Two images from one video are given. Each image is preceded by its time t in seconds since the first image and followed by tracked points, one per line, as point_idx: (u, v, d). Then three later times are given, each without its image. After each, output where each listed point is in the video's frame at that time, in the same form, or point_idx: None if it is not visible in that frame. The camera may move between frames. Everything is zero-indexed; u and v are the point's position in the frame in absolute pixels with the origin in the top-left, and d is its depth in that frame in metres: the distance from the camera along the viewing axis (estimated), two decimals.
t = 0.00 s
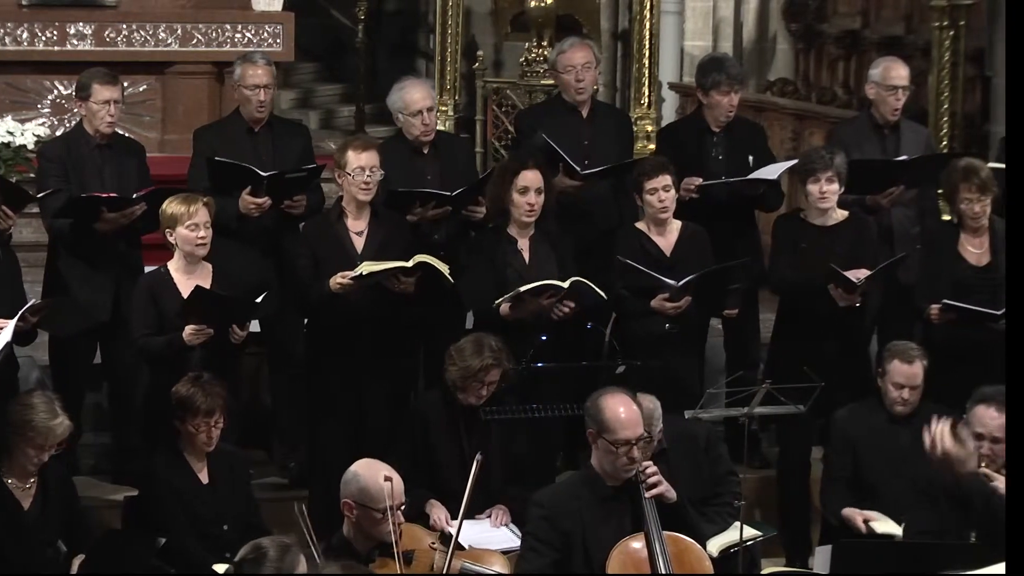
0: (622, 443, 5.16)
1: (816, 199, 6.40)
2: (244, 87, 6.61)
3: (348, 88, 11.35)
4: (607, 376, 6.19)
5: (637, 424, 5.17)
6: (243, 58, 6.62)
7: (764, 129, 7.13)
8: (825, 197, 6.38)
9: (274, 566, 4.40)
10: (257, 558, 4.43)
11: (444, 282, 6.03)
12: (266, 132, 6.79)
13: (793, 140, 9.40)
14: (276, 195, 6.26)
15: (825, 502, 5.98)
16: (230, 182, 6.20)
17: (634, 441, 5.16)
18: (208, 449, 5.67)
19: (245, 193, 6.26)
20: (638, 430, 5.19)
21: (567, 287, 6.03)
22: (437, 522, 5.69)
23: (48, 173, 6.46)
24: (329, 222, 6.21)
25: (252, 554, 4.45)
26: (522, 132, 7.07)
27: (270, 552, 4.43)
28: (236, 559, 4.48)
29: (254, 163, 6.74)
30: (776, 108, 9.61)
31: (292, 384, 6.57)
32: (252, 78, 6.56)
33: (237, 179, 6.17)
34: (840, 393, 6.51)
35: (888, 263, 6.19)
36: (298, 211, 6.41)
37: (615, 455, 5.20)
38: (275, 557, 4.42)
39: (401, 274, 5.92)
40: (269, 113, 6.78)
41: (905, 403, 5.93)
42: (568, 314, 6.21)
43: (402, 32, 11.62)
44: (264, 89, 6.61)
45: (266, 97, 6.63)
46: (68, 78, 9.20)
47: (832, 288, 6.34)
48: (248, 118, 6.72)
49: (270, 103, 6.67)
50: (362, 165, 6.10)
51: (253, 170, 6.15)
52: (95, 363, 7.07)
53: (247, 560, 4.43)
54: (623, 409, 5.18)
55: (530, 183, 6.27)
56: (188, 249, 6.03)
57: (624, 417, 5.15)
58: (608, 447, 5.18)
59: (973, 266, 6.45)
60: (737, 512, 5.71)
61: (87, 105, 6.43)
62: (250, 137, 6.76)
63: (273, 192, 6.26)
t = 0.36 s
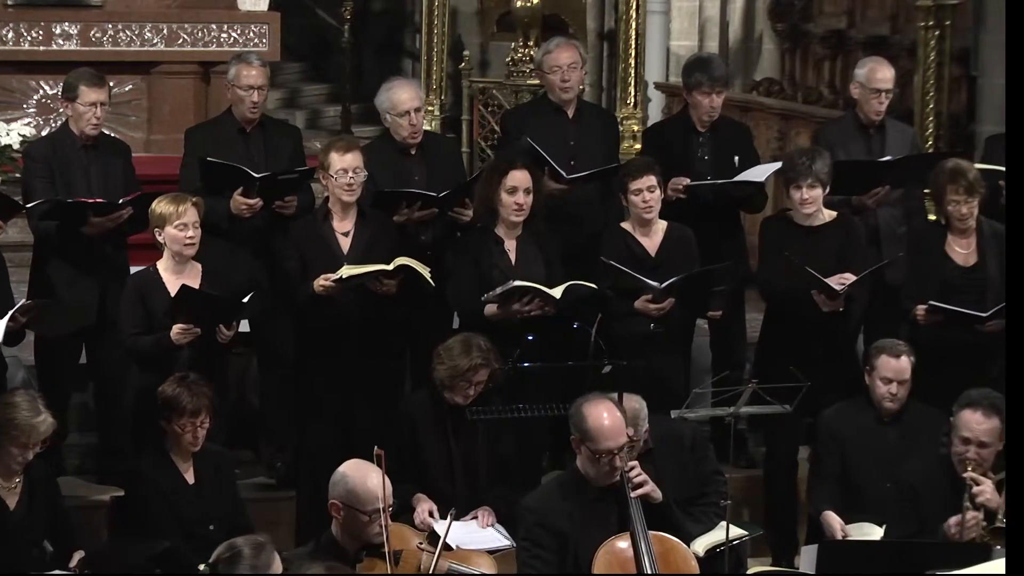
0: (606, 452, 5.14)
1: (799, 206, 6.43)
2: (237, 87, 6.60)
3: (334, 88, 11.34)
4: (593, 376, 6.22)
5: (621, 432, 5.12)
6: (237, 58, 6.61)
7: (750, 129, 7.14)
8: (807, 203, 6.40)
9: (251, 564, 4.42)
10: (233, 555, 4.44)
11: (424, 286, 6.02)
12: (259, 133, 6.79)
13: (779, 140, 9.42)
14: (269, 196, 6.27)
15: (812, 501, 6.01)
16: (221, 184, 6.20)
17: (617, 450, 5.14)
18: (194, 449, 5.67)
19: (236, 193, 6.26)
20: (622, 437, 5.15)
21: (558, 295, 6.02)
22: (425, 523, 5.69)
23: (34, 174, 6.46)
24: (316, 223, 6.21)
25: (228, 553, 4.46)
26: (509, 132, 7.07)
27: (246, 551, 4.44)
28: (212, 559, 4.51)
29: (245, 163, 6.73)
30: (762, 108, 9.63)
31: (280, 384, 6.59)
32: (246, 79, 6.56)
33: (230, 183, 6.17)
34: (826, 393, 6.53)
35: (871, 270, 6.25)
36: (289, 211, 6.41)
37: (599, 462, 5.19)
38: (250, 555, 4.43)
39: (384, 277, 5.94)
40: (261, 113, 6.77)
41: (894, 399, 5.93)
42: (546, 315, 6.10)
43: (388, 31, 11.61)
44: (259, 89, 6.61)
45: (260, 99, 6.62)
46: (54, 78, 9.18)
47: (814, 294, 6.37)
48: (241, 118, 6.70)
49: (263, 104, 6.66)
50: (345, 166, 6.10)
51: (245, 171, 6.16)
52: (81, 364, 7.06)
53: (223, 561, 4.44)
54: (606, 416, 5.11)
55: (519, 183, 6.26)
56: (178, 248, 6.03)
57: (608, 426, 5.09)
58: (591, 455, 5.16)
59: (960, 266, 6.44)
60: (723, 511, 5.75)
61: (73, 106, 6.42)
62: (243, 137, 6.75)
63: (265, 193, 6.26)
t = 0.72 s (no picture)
0: (584, 445, 5.16)
1: (780, 213, 6.44)
2: (223, 86, 6.61)
3: (316, 88, 11.34)
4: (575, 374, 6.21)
5: (598, 424, 5.15)
6: (224, 58, 6.62)
7: (730, 129, 7.16)
8: (787, 211, 6.40)
9: (238, 566, 4.41)
10: (219, 556, 4.44)
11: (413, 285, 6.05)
12: (243, 133, 6.78)
13: (760, 140, 9.45)
14: (256, 195, 6.29)
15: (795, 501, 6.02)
16: (207, 183, 6.22)
17: (594, 444, 5.16)
18: (176, 450, 5.67)
19: (222, 194, 6.28)
20: (600, 430, 5.17)
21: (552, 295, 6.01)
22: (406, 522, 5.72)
23: (16, 174, 6.45)
24: (299, 222, 6.22)
25: (213, 554, 4.46)
26: (491, 132, 7.08)
27: (232, 552, 4.45)
28: (198, 558, 4.51)
29: (231, 162, 6.73)
30: (744, 108, 9.65)
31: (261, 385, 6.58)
32: (231, 79, 6.58)
33: (216, 183, 6.20)
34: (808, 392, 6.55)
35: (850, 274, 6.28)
36: (276, 211, 6.43)
37: (578, 456, 5.20)
38: (236, 556, 4.43)
39: (368, 274, 5.96)
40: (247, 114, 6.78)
41: (878, 394, 5.95)
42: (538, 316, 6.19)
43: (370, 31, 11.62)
44: (245, 89, 6.62)
45: (246, 97, 6.64)
46: (35, 77, 9.12)
47: (794, 297, 6.40)
48: (227, 118, 6.70)
49: (249, 103, 6.67)
50: (329, 164, 6.10)
51: (231, 172, 6.19)
52: (61, 364, 7.04)
53: (208, 561, 4.44)
54: (584, 410, 5.15)
55: (503, 182, 6.27)
56: (165, 248, 6.06)
57: (586, 420, 5.13)
58: (571, 450, 5.18)
59: (943, 265, 6.46)
60: (705, 511, 5.76)
61: (59, 109, 6.41)
62: (228, 137, 6.75)
63: (253, 192, 6.29)
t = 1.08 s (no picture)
0: (558, 445, 5.18)
1: (754, 210, 6.45)
2: (197, 88, 6.63)
3: (291, 88, 11.32)
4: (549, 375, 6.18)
5: (573, 425, 5.17)
6: (197, 58, 6.62)
7: (705, 129, 7.19)
8: (761, 209, 6.42)
9: (219, 568, 4.43)
10: (202, 558, 4.46)
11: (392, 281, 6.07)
12: (218, 133, 6.78)
13: (736, 140, 9.48)
14: (231, 195, 6.32)
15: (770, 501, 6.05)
16: (182, 183, 6.27)
17: (569, 444, 5.18)
18: (152, 450, 5.66)
19: (197, 194, 6.31)
20: (574, 431, 5.20)
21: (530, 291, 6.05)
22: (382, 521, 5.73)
23: None
24: (275, 222, 6.22)
25: (196, 556, 4.47)
26: (467, 132, 7.09)
27: (215, 555, 4.46)
28: (180, 559, 4.52)
29: (206, 161, 6.73)
30: (719, 108, 9.68)
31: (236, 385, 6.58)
32: (205, 80, 6.59)
33: (190, 182, 6.24)
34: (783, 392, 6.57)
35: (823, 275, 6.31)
36: (251, 211, 6.45)
37: (552, 456, 5.22)
38: (219, 558, 4.45)
39: (350, 273, 5.97)
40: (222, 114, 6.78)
41: (853, 393, 5.99)
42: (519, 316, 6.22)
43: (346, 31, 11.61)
44: (219, 89, 6.64)
45: (221, 98, 6.66)
46: (9, 78, 9.01)
47: (767, 300, 6.43)
48: (201, 118, 6.71)
49: (224, 103, 6.69)
50: (308, 162, 6.12)
51: (206, 171, 6.22)
52: (36, 365, 7.02)
53: (191, 563, 4.46)
54: (559, 410, 5.18)
55: (480, 182, 6.29)
56: (148, 247, 6.09)
57: (560, 419, 5.16)
58: (545, 450, 5.20)
59: (917, 264, 6.49)
60: (681, 510, 5.77)
61: (40, 116, 6.41)
62: (203, 137, 6.74)
63: (228, 191, 6.31)
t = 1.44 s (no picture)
0: (539, 450, 5.19)
1: (732, 201, 6.47)
2: (166, 88, 6.63)
3: (269, 88, 11.31)
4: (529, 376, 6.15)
5: (554, 430, 5.18)
6: (166, 58, 6.62)
7: (682, 128, 7.21)
8: (739, 199, 6.44)
9: (203, 570, 4.45)
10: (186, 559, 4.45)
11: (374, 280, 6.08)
12: (191, 134, 6.78)
13: (714, 139, 9.50)
14: (204, 199, 6.31)
15: (748, 501, 6.07)
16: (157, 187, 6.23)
17: (549, 449, 5.19)
18: (130, 444, 5.64)
19: (171, 200, 6.29)
20: (555, 437, 5.20)
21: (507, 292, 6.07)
22: (359, 523, 5.72)
23: None
24: (253, 222, 6.21)
25: (180, 558, 4.49)
26: (445, 132, 7.10)
27: (199, 558, 4.47)
28: (167, 562, 4.54)
29: (178, 165, 6.73)
30: (697, 108, 9.70)
31: (212, 387, 6.59)
32: (173, 81, 6.58)
33: (161, 189, 6.23)
34: (761, 391, 6.60)
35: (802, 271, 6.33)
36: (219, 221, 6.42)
37: (532, 461, 5.23)
38: (202, 562, 4.46)
39: (332, 270, 5.97)
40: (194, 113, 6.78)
41: (828, 394, 6.01)
42: (498, 316, 6.23)
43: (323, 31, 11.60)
44: (187, 90, 6.63)
45: (190, 98, 6.65)
46: None
47: (745, 296, 6.47)
48: (172, 117, 6.71)
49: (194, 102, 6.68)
50: (289, 161, 6.11)
51: (178, 176, 6.21)
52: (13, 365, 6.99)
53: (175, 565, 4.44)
54: (541, 415, 5.18)
55: (458, 183, 6.29)
56: (126, 248, 6.08)
57: (542, 424, 5.16)
58: (524, 454, 5.21)
59: (893, 263, 6.52)
60: (659, 510, 5.77)
61: (13, 110, 6.39)
62: (175, 137, 6.75)
63: (201, 195, 6.30)
